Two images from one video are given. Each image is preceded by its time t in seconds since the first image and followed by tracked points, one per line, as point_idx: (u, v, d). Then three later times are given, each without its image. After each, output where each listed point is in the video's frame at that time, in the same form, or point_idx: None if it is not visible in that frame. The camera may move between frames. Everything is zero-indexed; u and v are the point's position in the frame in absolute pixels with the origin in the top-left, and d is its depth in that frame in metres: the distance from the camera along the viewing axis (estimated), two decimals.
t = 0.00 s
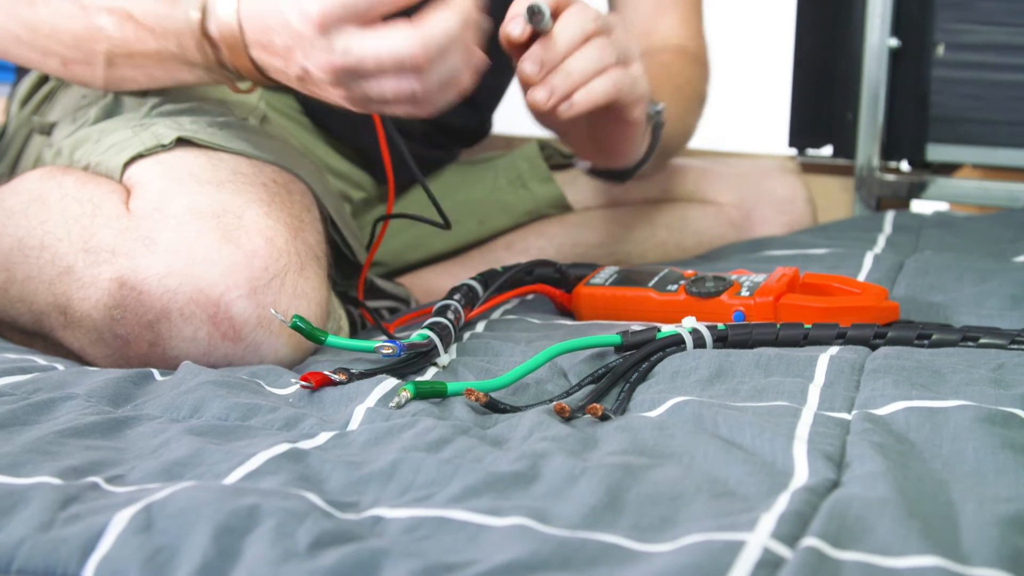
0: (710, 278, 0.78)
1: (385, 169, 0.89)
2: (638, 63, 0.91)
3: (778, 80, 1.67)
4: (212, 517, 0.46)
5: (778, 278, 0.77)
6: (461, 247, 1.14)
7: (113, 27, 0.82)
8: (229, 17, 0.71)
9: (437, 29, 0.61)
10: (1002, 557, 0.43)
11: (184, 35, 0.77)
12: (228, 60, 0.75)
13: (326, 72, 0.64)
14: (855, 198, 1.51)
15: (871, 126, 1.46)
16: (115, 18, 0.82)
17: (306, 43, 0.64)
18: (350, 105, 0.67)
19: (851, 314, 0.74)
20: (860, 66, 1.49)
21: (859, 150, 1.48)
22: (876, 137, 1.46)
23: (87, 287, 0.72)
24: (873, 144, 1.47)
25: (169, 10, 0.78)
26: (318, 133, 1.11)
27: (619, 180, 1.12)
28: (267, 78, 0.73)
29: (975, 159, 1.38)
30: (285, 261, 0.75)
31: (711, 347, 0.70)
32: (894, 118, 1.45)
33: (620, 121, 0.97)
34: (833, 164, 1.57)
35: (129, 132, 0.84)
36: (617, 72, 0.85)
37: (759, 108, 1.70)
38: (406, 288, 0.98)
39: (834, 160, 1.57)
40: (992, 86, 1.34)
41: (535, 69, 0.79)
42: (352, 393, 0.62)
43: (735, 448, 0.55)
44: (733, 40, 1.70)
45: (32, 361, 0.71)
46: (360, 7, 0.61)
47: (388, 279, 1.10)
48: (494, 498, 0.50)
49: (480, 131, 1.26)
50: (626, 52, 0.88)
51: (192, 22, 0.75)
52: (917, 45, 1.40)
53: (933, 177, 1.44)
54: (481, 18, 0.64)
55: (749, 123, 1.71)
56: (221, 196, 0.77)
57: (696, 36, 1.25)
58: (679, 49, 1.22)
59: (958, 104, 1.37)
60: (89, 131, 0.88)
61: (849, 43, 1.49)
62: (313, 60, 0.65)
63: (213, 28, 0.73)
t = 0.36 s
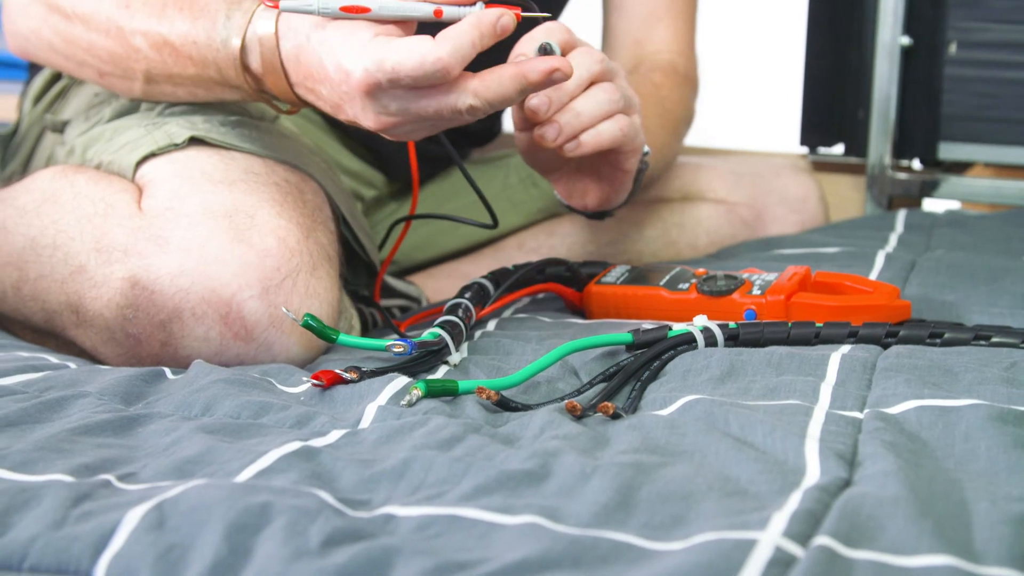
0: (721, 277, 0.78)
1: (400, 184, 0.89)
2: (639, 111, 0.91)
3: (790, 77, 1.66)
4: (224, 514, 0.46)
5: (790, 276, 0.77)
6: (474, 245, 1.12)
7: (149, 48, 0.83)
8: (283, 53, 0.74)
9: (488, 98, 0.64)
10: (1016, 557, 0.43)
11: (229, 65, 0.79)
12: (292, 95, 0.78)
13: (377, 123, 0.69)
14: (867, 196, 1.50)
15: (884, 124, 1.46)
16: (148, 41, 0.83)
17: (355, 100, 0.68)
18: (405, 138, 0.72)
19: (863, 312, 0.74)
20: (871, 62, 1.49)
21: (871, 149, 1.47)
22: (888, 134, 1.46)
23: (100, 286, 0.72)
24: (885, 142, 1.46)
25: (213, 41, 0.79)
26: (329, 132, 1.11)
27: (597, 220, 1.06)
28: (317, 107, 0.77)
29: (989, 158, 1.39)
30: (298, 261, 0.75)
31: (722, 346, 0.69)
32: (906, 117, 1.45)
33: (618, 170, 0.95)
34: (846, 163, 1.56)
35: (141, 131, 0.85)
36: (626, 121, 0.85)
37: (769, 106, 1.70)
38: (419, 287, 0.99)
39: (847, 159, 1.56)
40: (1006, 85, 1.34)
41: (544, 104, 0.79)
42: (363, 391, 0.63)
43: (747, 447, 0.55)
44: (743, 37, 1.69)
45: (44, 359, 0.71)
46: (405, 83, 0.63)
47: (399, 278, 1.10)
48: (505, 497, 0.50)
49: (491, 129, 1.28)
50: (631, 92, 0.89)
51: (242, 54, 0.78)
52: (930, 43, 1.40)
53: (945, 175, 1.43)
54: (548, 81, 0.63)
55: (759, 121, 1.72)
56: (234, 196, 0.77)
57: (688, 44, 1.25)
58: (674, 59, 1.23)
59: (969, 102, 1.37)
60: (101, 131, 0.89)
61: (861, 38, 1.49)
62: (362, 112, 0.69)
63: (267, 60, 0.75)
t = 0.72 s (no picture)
0: (724, 277, 0.78)
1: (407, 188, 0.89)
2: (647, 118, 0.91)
3: (792, 77, 1.67)
4: (228, 514, 0.46)
5: (794, 276, 0.77)
6: (477, 244, 1.12)
7: (168, 56, 0.83)
8: (302, 67, 0.74)
9: (502, 114, 0.64)
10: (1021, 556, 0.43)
11: (249, 74, 0.79)
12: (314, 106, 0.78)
13: (393, 142, 0.69)
14: (870, 196, 1.50)
15: (886, 122, 1.45)
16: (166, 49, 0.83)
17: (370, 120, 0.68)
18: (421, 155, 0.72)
19: (867, 312, 0.74)
20: (875, 64, 1.49)
21: (874, 148, 1.47)
22: (892, 133, 1.45)
23: (104, 285, 0.72)
24: (889, 141, 1.46)
25: (232, 49, 0.79)
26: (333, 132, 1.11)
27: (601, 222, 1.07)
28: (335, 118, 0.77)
29: (993, 158, 1.39)
30: (302, 260, 0.75)
31: (726, 345, 0.69)
32: (909, 116, 1.45)
33: (625, 176, 0.95)
34: (846, 162, 1.56)
35: (145, 131, 0.85)
36: (636, 128, 0.85)
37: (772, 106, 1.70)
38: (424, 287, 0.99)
39: (848, 159, 1.56)
40: (1009, 84, 1.34)
41: (555, 114, 0.79)
42: (367, 390, 0.63)
43: (751, 446, 0.54)
44: (745, 37, 1.69)
45: (47, 358, 0.71)
46: (418, 108, 0.63)
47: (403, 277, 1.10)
48: (509, 496, 0.50)
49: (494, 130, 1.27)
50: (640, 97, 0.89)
51: (262, 64, 0.78)
52: (933, 42, 1.40)
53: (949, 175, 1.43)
54: (564, 92, 0.61)
55: (762, 122, 1.72)
56: (238, 195, 0.77)
57: (689, 45, 1.25)
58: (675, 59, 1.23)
59: (973, 101, 1.37)
60: (105, 130, 0.89)
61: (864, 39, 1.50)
62: (377, 132, 0.69)
63: (286, 69, 0.76)
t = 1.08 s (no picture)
0: (725, 277, 0.78)
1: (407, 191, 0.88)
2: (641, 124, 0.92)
3: (792, 77, 1.66)
4: (228, 514, 0.46)
5: (794, 276, 0.77)
6: (476, 245, 1.12)
7: (174, 65, 0.83)
8: (306, 80, 0.74)
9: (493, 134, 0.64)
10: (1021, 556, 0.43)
11: (255, 86, 0.79)
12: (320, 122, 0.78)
13: (386, 159, 0.70)
14: (870, 196, 1.50)
15: (886, 123, 1.45)
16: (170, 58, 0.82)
17: (362, 136, 0.69)
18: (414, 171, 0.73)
19: (866, 312, 0.74)
20: (875, 66, 1.49)
21: (874, 149, 1.47)
22: (892, 133, 1.45)
23: (104, 285, 0.72)
24: (890, 142, 1.45)
25: (238, 61, 0.79)
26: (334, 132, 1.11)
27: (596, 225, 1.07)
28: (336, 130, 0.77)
29: (993, 159, 1.40)
30: (302, 260, 0.74)
31: (726, 346, 0.69)
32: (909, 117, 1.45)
33: (619, 183, 0.95)
34: (846, 163, 1.56)
35: (146, 131, 0.85)
36: (630, 137, 0.85)
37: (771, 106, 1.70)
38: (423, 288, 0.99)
39: (848, 159, 1.56)
40: (1009, 84, 1.34)
41: (549, 126, 0.80)
42: (367, 390, 0.63)
43: (750, 446, 0.55)
44: (745, 37, 1.69)
45: (47, 358, 0.71)
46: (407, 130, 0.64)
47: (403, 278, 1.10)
48: (509, 497, 0.50)
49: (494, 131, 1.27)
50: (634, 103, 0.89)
51: (269, 77, 0.78)
52: (934, 42, 1.40)
53: (949, 175, 1.43)
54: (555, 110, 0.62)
55: (761, 122, 1.72)
56: (238, 195, 0.77)
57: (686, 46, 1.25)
58: (671, 58, 1.23)
59: (974, 102, 1.37)
60: (106, 130, 0.89)
61: (864, 40, 1.50)
62: (371, 149, 0.70)
63: (292, 82, 0.76)
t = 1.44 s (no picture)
0: (724, 277, 0.78)
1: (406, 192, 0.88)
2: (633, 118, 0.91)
3: (792, 77, 1.67)
4: (228, 514, 0.46)
5: (793, 276, 0.77)
6: (475, 246, 1.12)
7: (167, 69, 0.83)
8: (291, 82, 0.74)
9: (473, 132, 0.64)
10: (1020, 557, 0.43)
11: (246, 89, 0.79)
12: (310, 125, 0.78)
13: (367, 160, 0.70)
14: (870, 197, 1.50)
15: (886, 124, 1.45)
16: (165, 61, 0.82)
17: (343, 136, 0.69)
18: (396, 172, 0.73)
19: (866, 312, 0.74)
20: (875, 65, 1.49)
21: (875, 148, 1.47)
22: (892, 134, 1.45)
23: (104, 286, 0.72)
24: (889, 142, 1.45)
25: (228, 65, 0.79)
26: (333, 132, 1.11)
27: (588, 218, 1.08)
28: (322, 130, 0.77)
29: (993, 159, 1.39)
30: (301, 260, 0.74)
31: (726, 346, 0.69)
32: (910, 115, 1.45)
33: (609, 177, 0.95)
34: (846, 163, 1.57)
35: (145, 132, 0.85)
36: (619, 131, 0.85)
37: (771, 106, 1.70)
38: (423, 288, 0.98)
39: (848, 159, 1.56)
40: (1009, 84, 1.34)
41: (535, 121, 0.80)
42: (366, 391, 0.63)
43: (750, 447, 0.55)
44: (745, 37, 1.69)
45: (47, 359, 0.71)
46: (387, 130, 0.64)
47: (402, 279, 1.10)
48: (509, 497, 0.50)
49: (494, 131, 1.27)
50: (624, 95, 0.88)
51: (258, 79, 0.77)
52: (934, 42, 1.40)
53: (948, 176, 1.43)
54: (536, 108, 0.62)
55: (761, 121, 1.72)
56: (237, 195, 0.77)
57: (684, 45, 1.24)
58: (670, 56, 1.23)
59: (974, 103, 1.37)
60: (105, 130, 0.89)
61: (865, 39, 1.49)
62: (352, 149, 0.70)
63: (280, 84, 0.76)
